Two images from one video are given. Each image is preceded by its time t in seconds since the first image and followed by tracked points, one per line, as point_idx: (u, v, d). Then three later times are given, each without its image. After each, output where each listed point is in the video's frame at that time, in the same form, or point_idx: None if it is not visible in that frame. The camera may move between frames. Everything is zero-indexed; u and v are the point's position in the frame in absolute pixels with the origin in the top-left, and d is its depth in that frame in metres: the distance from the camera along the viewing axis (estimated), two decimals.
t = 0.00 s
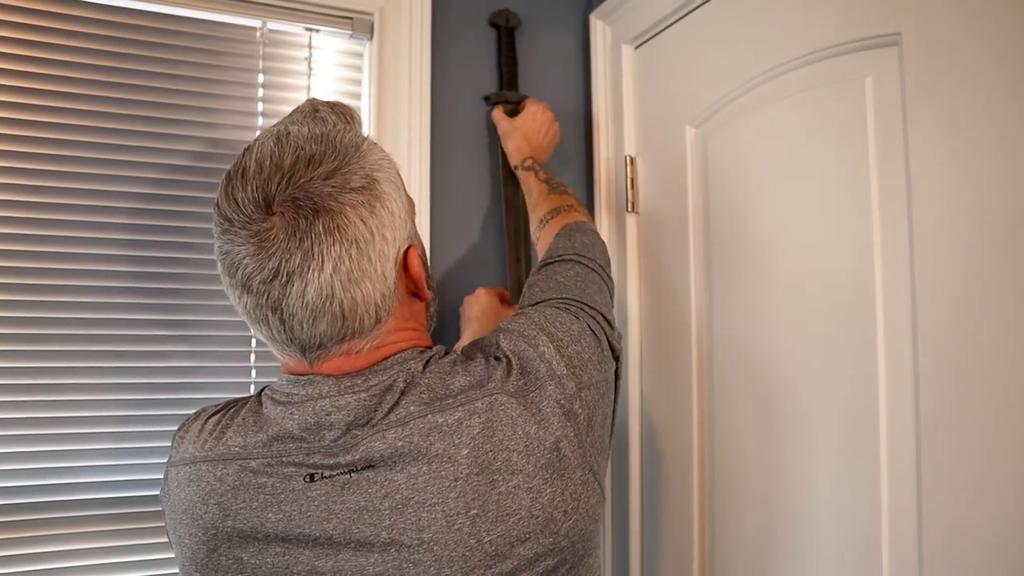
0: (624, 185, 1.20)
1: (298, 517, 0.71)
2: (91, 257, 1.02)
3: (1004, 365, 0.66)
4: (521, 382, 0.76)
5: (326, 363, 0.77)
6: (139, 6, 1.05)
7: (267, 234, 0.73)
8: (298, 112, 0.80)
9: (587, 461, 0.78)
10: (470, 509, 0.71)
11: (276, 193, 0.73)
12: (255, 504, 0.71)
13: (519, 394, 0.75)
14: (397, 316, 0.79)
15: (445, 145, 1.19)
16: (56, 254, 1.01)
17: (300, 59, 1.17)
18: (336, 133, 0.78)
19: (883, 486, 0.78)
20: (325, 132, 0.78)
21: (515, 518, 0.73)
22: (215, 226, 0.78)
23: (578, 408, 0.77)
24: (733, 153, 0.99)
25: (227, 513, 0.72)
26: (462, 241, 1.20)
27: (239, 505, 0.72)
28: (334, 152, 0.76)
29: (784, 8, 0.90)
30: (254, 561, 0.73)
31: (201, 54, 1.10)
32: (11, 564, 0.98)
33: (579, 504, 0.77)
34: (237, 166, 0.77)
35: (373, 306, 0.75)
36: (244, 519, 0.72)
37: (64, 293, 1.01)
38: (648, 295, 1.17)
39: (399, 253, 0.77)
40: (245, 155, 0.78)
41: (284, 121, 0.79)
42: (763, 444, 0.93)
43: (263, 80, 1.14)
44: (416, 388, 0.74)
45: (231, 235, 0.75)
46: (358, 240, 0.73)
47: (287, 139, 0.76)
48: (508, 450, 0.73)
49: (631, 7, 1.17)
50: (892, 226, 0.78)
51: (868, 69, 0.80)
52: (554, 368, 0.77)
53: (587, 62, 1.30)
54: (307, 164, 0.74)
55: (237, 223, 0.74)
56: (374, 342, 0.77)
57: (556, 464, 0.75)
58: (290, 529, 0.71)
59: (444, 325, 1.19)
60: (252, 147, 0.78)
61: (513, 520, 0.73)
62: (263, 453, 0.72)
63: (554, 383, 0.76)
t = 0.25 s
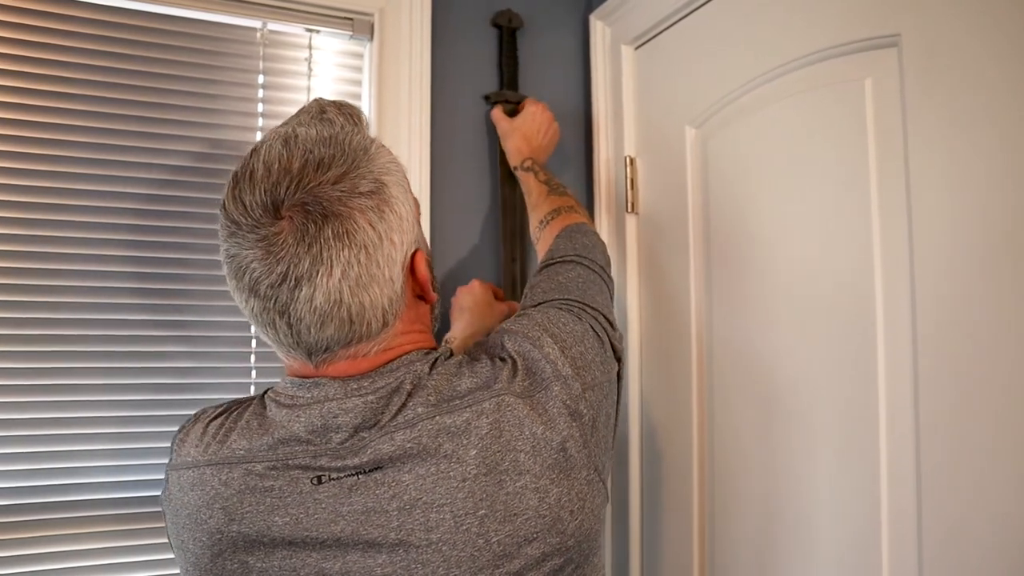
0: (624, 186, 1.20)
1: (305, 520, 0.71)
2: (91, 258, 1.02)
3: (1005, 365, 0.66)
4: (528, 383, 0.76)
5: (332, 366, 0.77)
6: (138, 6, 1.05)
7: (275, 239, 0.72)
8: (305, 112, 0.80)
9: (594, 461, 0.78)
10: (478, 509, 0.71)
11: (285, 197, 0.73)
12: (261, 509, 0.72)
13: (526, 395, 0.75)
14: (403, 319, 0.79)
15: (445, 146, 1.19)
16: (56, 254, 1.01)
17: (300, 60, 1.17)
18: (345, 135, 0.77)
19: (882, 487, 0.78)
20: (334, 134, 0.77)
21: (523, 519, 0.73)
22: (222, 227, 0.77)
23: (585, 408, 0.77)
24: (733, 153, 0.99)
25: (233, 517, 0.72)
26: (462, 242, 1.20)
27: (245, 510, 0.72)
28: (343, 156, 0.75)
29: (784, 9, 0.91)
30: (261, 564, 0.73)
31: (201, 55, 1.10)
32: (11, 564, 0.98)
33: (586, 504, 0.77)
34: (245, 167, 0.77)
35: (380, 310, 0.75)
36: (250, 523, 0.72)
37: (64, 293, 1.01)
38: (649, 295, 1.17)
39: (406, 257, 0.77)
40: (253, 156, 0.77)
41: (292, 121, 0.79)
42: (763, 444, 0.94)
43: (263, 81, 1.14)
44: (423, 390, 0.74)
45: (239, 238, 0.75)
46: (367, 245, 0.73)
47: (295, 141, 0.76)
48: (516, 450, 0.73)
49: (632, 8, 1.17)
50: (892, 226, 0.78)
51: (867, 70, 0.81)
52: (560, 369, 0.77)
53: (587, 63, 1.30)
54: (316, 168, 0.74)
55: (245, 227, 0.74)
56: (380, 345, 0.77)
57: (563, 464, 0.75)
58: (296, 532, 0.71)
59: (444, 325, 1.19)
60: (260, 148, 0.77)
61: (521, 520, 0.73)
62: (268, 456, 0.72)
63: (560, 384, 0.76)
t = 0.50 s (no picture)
0: (623, 186, 1.20)
1: (315, 521, 0.71)
2: (89, 258, 1.02)
3: (1004, 366, 0.66)
4: (540, 384, 0.76)
5: (345, 369, 0.76)
6: (137, 6, 1.05)
7: (292, 242, 0.71)
8: (322, 111, 0.78)
9: (602, 463, 0.78)
10: (491, 510, 0.71)
11: (303, 200, 0.72)
12: (271, 509, 0.71)
13: (539, 396, 0.75)
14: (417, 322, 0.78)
15: (445, 146, 1.19)
16: (54, 255, 1.01)
17: (299, 60, 1.16)
18: (364, 137, 0.76)
19: (881, 489, 0.78)
20: (352, 136, 0.76)
21: (534, 520, 0.73)
22: (235, 227, 0.76)
23: (595, 411, 0.77)
24: (733, 153, 0.99)
25: (242, 518, 0.72)
26: (461, 242, 1.20)
27: (256, 510, 0.72)
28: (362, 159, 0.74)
29: (783, 9, 0.90)
30: (270, 564, 0.73)
31: (200, 55, 1.10)
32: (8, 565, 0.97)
33: (595, 506, 0.77)
34: (260, 166, 0.75)
35: (396, 317, 0.74)
36: (259, 524, 0.71)
37: (62, 293, 1.01)
38: (648, 296, 1.17)
39: (421, 262, 0.77)
40: (268, 154, 0.75)
41: (308, 120, 0.77)
42: (763, 444, 0.93)
43: (262, 81, 1.14)
44: (437, 391, 0.74)
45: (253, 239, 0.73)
46: (385, 251, 0.72)
47: (313, 141, 0.74)
48: (529, 452, 0.73)
49: (632, 8, 1.16)
50: (891, 226, 0.78)
51: (866, 70, 0.80)
52: (571, 371, 0.77)
53: (586, 64, 1.30)
54: (335, 171, 0.73)
55: (260, 228, 0.73)
56: (395, 349, 0.77)
57: (574, 466, 0.75)
58: (306, 533, 0.71)
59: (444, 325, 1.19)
60: (275, 145, 0.75)
61: (532, 522, 0.73)
62: (279, 456, 0.72)
63: (572, 386, 0.76)
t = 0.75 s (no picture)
0: (622, 188, 1.19)
1: (342, 519, 0.71)
2: (89, 260, 1.02)
3: (1003, 366, 0.66)
4: (564, 389, 0.77)
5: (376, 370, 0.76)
6: (137, 9, 1.06)
7: (336, 245, 0.71)
8: (370, 112, 0.77)
9: (619, 467, 0.79)
10: (515, 510, 0.72)
11: (351, 203, 0.71)
12: (298, 506, 0.72)
13: (564, 400, 0.76)
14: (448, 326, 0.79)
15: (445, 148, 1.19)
16: (54, 257, 1.01)
17: (299, 61, 1.16)
18: (412, 143, 0.76)
19: (880, 491, 0.78)
20: (401, 141, 0.75)
21: (556, 521, 0.73)
22: (278, 224, 0.75)
23: (614, 416, 0.78)
24: (732, 154, 0.99)
25: (269, 514, 0.72)
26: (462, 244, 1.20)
27: (283, 506, 0.72)
28: (410, 166, 0.74)
29: (783, 10, 0.90)
30: (294, 558, 0.73)
31: (200, 57, 1.10)
32: (8, 566, 0.98)
33: (611, 509, 0.78)
34: (306, 164, 0.74)
35: (431, 323, 0.75)
36: (287, 520, 0.72)
37: (62, 296, 1.01)
38: (648, 298, 1.16)
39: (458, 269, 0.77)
40: (315, 151, 0.75)
41: (356, 119, 0.76)
42: (763, 444, 0.93)
43: (263, 82, 1.14)
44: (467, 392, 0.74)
45: (296, 238, 0.73)
46: (427, 259, 0.72)
47: (362, 143, 0.74)
48: (554, 455, 0.73)
49: (632, 10, 1.16)
50: (889, 227, 0.78)
51: (865, 73, 0.80)
52: (592, 377, 0.78)
53: (586, 65, 1.30)
54: (384, 176, 0.72)
55: (304, 228, 0.72)
56: (427, 353, 0.77)
57: (593, 469, 0.76)
58: (333, 530, 0.71)
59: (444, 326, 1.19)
60: (323, 144, 0.75)
61: (554, 523, 0.73)
62: (309, 454, 0.72)
63: (594, 391, 0.77)
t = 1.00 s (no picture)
0: (622, 190, 1.20)
1: (366, 520, 0.71)
2: (87, 263, 1.02)
3: (1002, 365, 0.66)
4: (584, 396, 0.77)
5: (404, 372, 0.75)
6: (136, 11, 1.06)
7: (380, 247, 0.70)
8: (415, 115, 0.77)
9: (634, 473, 0.80)
10: (536, 513, 0.72)
11: (397, 207, 0.71)
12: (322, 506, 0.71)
13: (583, 407, 0.76)
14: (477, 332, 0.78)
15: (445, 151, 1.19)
16: (53, 259, 1.01)
17: (298, 63, 1.16)
18: (457, 151, 0.76)
19: (880, 492, 0.78)
20: (447, 149, 0.75)
21: (574, 525, 0.74)
22: (317, 222, 0.74)
23: (630, 425, 0.79)
24: (732, 155, 0.99)
25: (293, 513, 0.71)
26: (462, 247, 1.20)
27: (307, 506, 0.71)
28: (455, 174, 0.74)
29: (783, 12, 0.90)
30: (316, 556, 0.73)
31: (200, 59, 1.10)
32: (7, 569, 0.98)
33: (626, 513, 0.79)
34: (351, 164, 0.73)
35: (465, 330, 0.74)
36: (311, 520, 0.71)
37: (60, 298, 1.01)
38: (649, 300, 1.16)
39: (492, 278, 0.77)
40: (360, 152, 0.74)
41: (402, 122, 0.76)
42: (763, 444, 0.93)
43: (263, 84, 1.13)
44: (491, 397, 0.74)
45: (337, 237, 0.71)
46: (467, 267, 0.72)
47: (409, 147, 0.73)
48: (574, 460, 0.74)
49: (632, 12, 1.16)
50: (888, 229, 0.78)
51: (865, 77, 0.80)
52: (610, 385, 0.78)
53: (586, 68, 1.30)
54: (430, 182, 0.72)
55: (347, 228, 0.71)
56: (456, 358, 0.76)
57: (610, 475, 0.77)
58: (357, 531, 0.71)
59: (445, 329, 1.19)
60: (368, 145, 0.74)
61: (572, 526, 0.74)
62: (336, 455, 0.71)
63: (613, 399, 0.78)
